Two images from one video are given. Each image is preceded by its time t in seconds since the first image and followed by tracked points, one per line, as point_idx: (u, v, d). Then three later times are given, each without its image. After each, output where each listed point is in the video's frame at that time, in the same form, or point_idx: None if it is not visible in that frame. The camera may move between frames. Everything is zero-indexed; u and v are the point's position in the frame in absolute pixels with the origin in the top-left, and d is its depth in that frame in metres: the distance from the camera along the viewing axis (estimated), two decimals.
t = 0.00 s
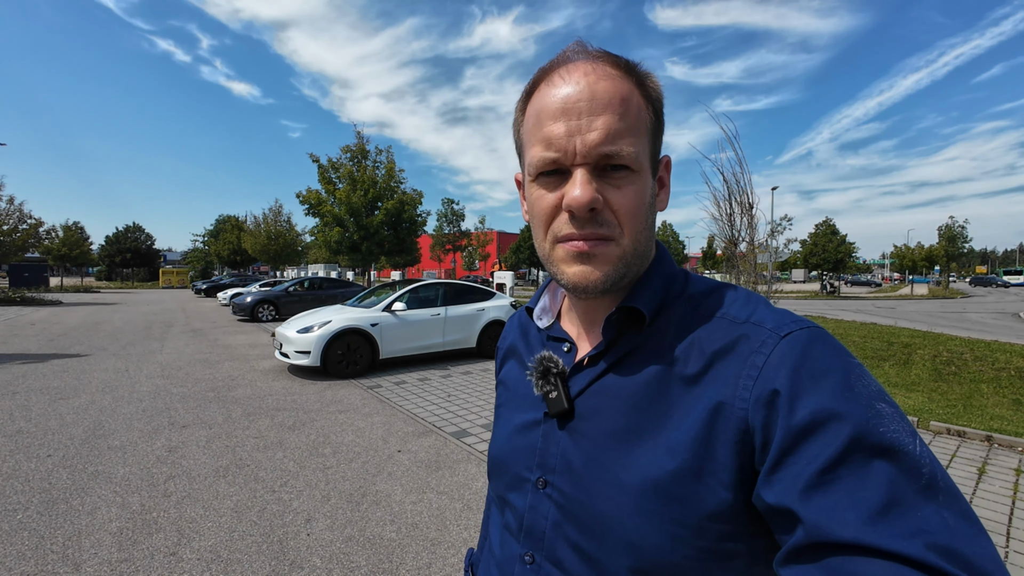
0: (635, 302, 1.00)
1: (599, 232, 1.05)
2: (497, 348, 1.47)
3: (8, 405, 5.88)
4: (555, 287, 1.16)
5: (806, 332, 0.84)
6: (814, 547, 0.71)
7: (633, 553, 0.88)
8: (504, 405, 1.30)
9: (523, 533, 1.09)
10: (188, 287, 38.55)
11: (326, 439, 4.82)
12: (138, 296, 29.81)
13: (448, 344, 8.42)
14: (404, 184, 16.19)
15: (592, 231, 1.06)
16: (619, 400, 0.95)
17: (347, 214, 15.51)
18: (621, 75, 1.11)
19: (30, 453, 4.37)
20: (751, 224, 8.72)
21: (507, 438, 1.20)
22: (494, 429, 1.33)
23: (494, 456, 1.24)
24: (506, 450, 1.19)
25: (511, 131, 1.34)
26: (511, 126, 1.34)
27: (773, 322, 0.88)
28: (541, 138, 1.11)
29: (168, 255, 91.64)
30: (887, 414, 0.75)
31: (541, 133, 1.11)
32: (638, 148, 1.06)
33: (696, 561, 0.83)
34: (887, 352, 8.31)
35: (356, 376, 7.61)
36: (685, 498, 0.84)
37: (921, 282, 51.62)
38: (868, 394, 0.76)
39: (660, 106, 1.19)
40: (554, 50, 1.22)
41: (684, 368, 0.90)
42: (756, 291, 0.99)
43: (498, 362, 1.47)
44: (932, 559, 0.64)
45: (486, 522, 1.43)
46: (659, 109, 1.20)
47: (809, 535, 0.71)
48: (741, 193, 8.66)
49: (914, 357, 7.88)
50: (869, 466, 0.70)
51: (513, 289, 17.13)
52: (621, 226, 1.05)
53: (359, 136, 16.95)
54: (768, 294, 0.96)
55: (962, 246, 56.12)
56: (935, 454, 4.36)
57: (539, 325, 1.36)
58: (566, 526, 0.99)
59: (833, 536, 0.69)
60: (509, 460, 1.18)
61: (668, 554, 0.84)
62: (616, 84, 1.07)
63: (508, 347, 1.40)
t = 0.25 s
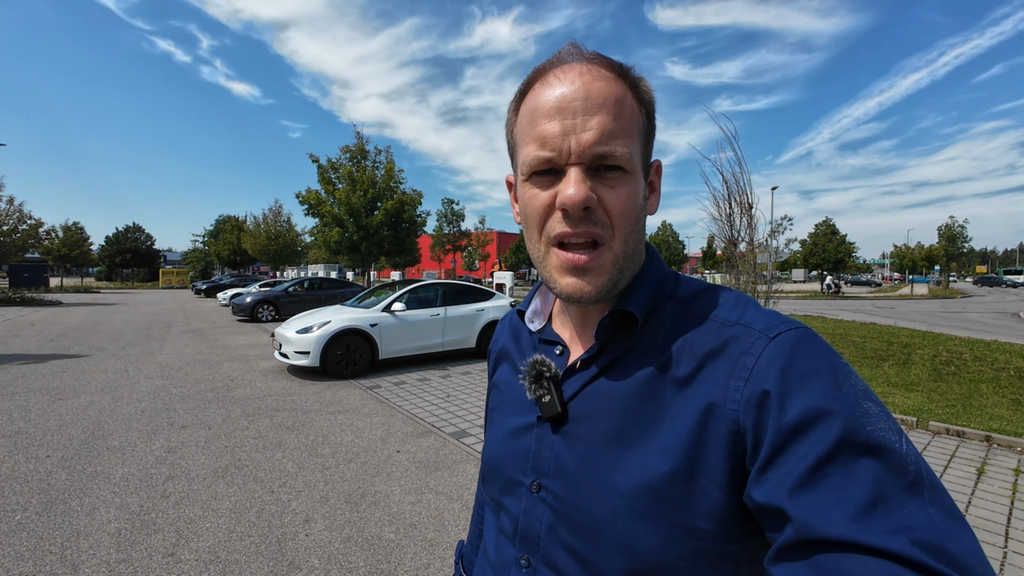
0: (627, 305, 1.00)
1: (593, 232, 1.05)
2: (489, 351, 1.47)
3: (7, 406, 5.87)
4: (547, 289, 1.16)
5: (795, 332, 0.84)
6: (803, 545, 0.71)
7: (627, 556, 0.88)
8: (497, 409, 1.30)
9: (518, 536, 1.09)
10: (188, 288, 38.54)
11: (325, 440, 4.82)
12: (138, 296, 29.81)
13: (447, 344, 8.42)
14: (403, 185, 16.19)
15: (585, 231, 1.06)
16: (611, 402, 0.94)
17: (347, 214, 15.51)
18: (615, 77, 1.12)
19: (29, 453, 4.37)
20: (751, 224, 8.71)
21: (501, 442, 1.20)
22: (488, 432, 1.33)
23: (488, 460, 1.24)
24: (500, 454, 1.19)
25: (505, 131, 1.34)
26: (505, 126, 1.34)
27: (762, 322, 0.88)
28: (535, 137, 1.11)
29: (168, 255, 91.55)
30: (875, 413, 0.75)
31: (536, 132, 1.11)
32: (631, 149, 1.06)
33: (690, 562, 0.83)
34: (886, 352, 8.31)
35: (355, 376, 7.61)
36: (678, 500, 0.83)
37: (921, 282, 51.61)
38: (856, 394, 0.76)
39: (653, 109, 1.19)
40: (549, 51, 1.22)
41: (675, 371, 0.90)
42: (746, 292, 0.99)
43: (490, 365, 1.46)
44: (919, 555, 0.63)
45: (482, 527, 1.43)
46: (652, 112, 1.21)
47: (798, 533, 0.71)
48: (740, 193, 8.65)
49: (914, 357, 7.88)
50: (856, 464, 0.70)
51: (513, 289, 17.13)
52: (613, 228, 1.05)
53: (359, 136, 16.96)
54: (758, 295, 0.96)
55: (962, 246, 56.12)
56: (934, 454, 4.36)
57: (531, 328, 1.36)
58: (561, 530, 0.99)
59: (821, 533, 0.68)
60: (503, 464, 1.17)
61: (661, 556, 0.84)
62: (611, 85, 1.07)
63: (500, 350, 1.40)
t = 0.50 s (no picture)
0: (624, 307, 1.00)
1: (590, 232, 1.05)
2: (487, 351, 1.47)
3: (7, 406, 5.88)
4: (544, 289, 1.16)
5: (791, 334, 0.84)
6: (799, 548, 0.71)
7: (623, 557, 0.88)
8: (494, 410, 1.30)
9: (514, 537, 1.09)
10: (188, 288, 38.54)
11: (325, 440, 4.82)
12: (139, 297, 29.82)
13: (447, 344, 8.43)
14: (404, 185, 16.19)
15: (582, 230, 1.06)
16: (608, 404, 0.94)
17: (347, 214, 15.52)
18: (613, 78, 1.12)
19: (29, 454, 4.37)
20: (751, 224, 8.70)
21: (497, 443, 1.20)
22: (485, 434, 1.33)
23: (484, 461, 1.24)
24: (496, 455, 1.19)
25: (503, 131, 1.35)
26: (503, 126, 1.34)
27: (759, 325, 0.88)
28: (533, 136, 1.11)
29: (168, 255, 91.56)
30: (871, 416, 0.75)
31: (534, 131, 1.11)
32: (629, 149, 1.06)
33: (685, 564, 0.83)
34: (887, 352, 8.30)
35: (355, 376, 7.61)
36: (674, 501, 0.83)
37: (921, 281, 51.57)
38: (852, 397, 0.76)
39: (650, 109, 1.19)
40: (548, 51, 1.22)
41: (671, 372, 0.90)
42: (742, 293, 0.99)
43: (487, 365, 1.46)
44: (915, 558, 0.63)
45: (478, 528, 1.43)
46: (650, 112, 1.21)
47: (794, 537, 0.71)
48: (741, 193, 8.64)
49: (914, 357, 7.88)
50: (853, 467, 0.70)
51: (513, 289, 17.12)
52: (611, 227, 1.05)
53: (359, 136, 16.96)
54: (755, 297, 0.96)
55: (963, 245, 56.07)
56: (935, 454, 4.36)
57: (527, 329, 1.36)
58: (557, 531, 0.99)
59: (818, 537, 0.68)
60: (500, 464, 1.17)
61: (657, 558, 0.84)
62: (609, 86, 1.07)
63: (497, 351, 1.40)
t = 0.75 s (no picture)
0: (628, 308, 1.00)
1: (597, 232, 1.05)
2: (489, 351, 1.47)
3: (9, 407, 5.88)
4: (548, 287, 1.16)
5: (796, 336, 0.84)
6: (803, 551, 0.71)
7: (626, 560, 0.88)
8: (496, 411, 1.30)
9: (517, 538, 1.09)
10: (189, 288, 38.55)
11: (326, 440, 4.82)
12: (140, 297, 29.84)
13: (448, 344, 8.43)
14: (404, 185, 16.19)
15: (589, 230, 1.06)
16: (612, 405, 0.94)
17: (347, 214, 15.51)
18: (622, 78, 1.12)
19: (30, 454, 4.38)
20: (751, 224, 8.70)
21: (500, 444, 1.20)
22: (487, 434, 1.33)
23: (487, 462, 1.23)
24: (499, 456, 1.19)
25: (509, 129, 1.34)
26: (509, 124, 1.34)
27: (763, 326, 0.88)
28: (541, 135, 1.11)
29: (169, 255, 91.58)
30: (876, 418, 0.75)
31: (542, 130, 1.11)
32: (637, 149, 1.06)
33: (688, 566, 0.83)
34: (888, 352, 8.30)
35: (356, 376, 7.62)
36: (677, 503, 0.83)
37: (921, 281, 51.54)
38: (857, 399, 0.76)
39: (657, 110, 1.19)
40: (557, 50, 1.22)
41: (675, 374, 0.90)
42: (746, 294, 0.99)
43: (490, 365, 1.46)
44: (920, 562, 0.64)
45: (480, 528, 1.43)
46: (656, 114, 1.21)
47: (799, 540, 0.71)
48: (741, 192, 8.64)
49: (915, 356, 7.87)
50: (857, 470, 0.70)
51: (514, 289, 17.11)
52: (618, 228, 1.05)
53: (359, 136, 16.95)
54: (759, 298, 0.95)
55: (963, 245, 56.03)
56: (936, 454, 4.35)
57: (530, 330, 1.36)
58: (559, 533, 0.99)
59: (822, 541, 0.68)
60: (502, 466, 1.17)
61: (660, 560, 0.84)
62: (618, 87, 1.07)
63: (499, 351, 1.40)
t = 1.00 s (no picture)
0: (632, 308, 1.00)
1: (601, 231, 1.05)
2: (493, 351, 1.47)
3: (9, 405, 5.89)
4: (553, 286, 1.16)
5: (800, 336, 0.84)
6: (808, 553, 0.71)
7: (629, 560, 0.88)
8: (500, 411, 1.30)
9: (520, 539, 1.09)
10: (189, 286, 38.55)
11: (326, 439, 4.82)
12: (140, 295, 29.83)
13: (449, 343, 8.43)
14: (404, 183, 16.17)
15: (594, 229, 1.06)
16: (616, 404, 0.94)
17: (347, 213, 15.50)
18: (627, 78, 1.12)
19: (30, 452, 4.37)
20: (753, 223, 8.69)
21: (503, 444, 1.20)
22: (490, 434, 1.33)
23: (490, 462, 1.24)
24: (502, 456, 1.19)
25: (515, 129, 1.35)
26: (515, 124, 1.34)
27: (767, 327, 0.88)
28: (547, 133, 1.11)
29: (169, 254, 91.58)
30: (881, 419, 0.75)
31: (548, 128, 1.11)
32: (642, 148, 1.06)
33: (692, 566, 0.83)
34: (888, 352, 8.29)
35: (356, 375, 7.62)
36: (681, 504, 0.83)
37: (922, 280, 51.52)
38: (862, 400, 0.76)
39: (662, 110, 1.19)
40: (563, 50, 1.22)
41: (680, 374, 0.90)
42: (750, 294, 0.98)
43: (493, 365, 1.47)
44: (925, 565, 0.64)
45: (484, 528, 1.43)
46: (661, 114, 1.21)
47: (803, 541, 0.71)
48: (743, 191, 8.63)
49: (916, 356, 7.87)
50: (862, 471, 0.70)
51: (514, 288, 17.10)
52: (623, 228, 1.05)
53: (360, 134, 16.93)
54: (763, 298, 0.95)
55: (964, 244, 55.99)
56: (936, 454, 4.35)
57: (533, 330, 1.36)
58: (563, 533, 0.99)
59: (827, 542, 0.69)
60: (505, 465, 1.17)
61: (664, 561, 0.84)
62: (624, 86, 1.07)
63: (503, 351, 1.40)
